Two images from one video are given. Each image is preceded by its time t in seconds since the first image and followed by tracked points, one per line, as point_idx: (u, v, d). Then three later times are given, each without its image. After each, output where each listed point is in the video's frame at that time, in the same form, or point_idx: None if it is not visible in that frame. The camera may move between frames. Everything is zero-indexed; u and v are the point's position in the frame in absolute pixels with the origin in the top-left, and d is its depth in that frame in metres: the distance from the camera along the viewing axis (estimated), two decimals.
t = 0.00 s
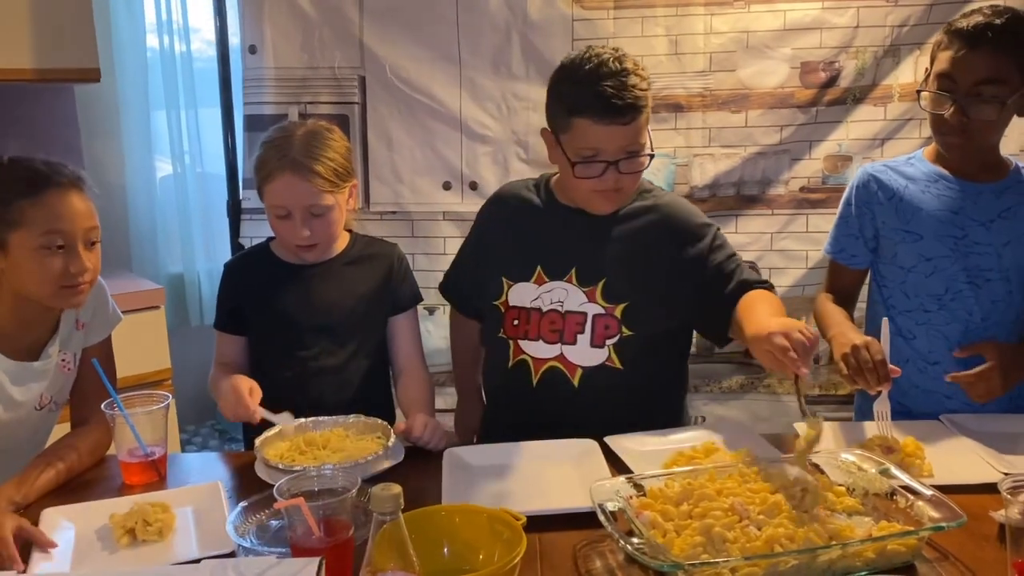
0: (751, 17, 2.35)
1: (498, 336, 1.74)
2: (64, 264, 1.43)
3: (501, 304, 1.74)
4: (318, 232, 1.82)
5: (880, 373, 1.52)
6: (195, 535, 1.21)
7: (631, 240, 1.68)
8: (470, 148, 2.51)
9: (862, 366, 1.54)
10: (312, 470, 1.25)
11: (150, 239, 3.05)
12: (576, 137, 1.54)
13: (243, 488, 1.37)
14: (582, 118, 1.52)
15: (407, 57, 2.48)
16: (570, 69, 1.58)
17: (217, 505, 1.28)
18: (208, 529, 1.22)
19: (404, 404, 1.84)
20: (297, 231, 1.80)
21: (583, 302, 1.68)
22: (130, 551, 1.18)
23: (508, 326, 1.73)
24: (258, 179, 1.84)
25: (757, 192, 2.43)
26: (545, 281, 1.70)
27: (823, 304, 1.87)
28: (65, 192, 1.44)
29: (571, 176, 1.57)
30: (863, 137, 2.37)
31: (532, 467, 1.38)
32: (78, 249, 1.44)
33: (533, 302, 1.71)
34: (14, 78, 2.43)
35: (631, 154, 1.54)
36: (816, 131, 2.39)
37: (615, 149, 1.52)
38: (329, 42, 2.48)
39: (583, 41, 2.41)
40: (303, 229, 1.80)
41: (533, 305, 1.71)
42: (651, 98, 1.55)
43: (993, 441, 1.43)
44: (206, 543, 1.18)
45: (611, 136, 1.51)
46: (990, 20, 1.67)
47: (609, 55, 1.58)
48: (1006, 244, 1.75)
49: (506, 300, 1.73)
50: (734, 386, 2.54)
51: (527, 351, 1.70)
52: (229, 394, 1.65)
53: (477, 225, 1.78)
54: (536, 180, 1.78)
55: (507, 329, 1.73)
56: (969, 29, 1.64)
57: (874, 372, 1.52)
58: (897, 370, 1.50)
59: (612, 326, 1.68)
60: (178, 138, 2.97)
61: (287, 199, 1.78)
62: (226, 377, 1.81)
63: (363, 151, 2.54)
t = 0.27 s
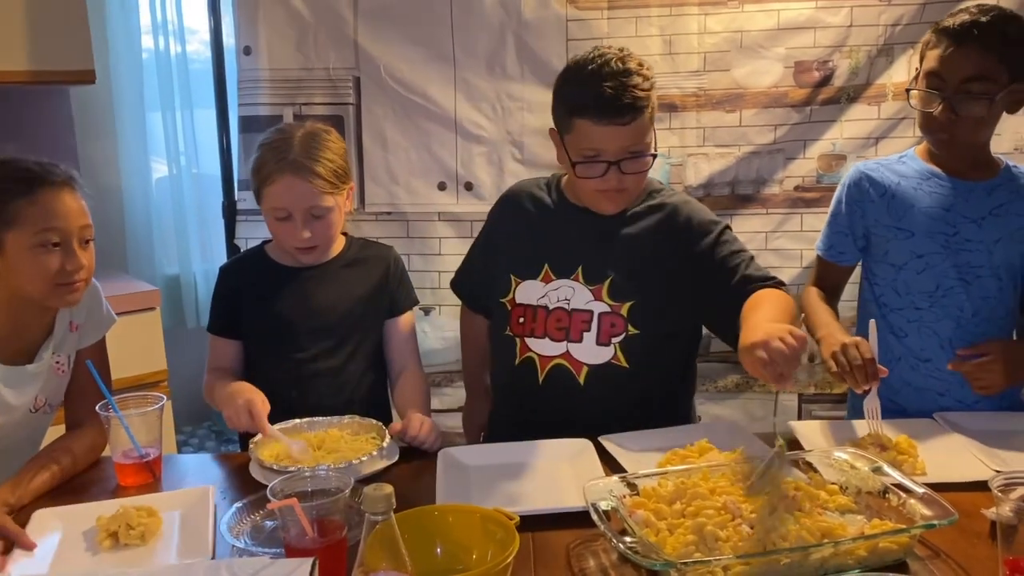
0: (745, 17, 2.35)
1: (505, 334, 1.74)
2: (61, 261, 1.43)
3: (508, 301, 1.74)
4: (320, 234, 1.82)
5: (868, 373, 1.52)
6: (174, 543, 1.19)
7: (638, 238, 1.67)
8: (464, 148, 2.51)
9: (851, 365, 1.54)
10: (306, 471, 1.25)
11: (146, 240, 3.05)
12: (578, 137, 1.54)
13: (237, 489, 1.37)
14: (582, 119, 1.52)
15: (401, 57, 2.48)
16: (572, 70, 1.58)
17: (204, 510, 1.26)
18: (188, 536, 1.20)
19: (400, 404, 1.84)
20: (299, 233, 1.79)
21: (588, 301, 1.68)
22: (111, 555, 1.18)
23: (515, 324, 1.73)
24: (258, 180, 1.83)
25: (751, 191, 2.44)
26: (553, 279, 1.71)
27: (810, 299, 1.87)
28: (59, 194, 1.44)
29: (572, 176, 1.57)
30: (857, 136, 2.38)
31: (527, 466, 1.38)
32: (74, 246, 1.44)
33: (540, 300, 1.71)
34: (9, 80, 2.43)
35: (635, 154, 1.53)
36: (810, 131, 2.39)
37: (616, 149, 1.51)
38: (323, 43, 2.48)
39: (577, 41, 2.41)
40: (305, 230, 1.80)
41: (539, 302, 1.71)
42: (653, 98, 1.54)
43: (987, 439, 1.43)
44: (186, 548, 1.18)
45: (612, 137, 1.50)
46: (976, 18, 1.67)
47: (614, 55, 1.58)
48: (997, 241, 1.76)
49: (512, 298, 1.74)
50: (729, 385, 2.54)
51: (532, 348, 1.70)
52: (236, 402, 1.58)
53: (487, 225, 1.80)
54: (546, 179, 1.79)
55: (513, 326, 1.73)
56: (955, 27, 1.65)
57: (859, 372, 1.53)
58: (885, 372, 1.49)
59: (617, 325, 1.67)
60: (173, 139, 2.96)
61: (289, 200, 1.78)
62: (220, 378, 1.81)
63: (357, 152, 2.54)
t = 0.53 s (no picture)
0: (741, 16, 2.35)
1: (505, 333, 1.76)
2: (56, 259, 1.43)
3: (509, 300, 1.75)
4: (331, 229, 1.82)
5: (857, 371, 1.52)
6: (165, 545, 1.19)
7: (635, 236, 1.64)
8: (462, 147, 2.51)
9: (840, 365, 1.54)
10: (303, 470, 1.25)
11: (144, 240, 3.06)
12: (573, 138, 1.54)
13: (235, 488, 1.37)
14: (578, 119, 1.52)
15: (398, 56, 2.48)
16: (569, 72, 1.58)
17: (197, 513, 1.25)
18: (179, 537, 1.20)
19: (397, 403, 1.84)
20: (313, 228, 1.79)
21: (584, 300, 1.67)
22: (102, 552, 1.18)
23: (514, 323, 1.74)
24: (264, 180, 1.82)
25: (748, 190, 2.44)
26: (551, 279, 1.71)
27: (803, 296, 1.87)
28: (54, 193, 1.44)
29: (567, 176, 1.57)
30: (854, 134, 2.38)
31: (525, 464, 1.38)
32: (69, 244, 1.44)
33: (539, 298, 1.71)
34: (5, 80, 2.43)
35: (631, 154, 1.52)
36: (807, 129, 2.39)
37: (614, 149, 1.51)
38: (320, 42, 2.48)
39: (573, 40, 2.41)
40: (320, 225, 1.80)
41: (538, 301, 1.72)
42: (649, 96, 1.53)
43: (983, 436, 1.43)
44: (174, 551, 1.17)
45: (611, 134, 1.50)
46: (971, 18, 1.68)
47: (612, 55, 1.58)
48: (993, 239, 1.76)
49: (513, 296, 1.75)
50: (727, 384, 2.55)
51: (532, 346, 1.70)
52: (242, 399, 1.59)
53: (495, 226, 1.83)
54: (553, 179, 1.79)
55: (513, 326, 1.74)
56: (949, 28, 1.65)
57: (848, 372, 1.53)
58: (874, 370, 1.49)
59: (613, 324, 1.65)
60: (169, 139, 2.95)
61: (301, 194, 1.78)
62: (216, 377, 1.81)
63: (354, 152, 2.54)
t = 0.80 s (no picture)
0: (742, 13, 2.35)
1: (507, 332, 1.77)
2: (56, 255, 1.43)
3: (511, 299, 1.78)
4: (337, 221, 1.83)
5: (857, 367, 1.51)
6: (154, 546, 1.18)
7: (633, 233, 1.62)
8: (462, 144, 2.51)
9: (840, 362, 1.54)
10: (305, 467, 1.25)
11: (142, 239, 3.05)
12: (571, 138, 1.53)
13: (236, 486, 1.37)
14: (574, 121, 1.51)
15: (398, 54, 2.47)
16: (568, 70, 1.57)
17: (189, 514, 1.24)
18: (168, 538, 1.19)
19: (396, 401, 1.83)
20: (320, 221, 1.80)
21: (581, 299, 1.67)
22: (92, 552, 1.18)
23: (515, 322, 1.75)
24: (266, 175, 1.82)
25: (749, 187, 2.44)
26: (550, 277, 1.71)
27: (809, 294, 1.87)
28: (53, 189, 1.43)
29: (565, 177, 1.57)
30: (854, 131, 2.38)
31: (527, 461, 1.38)
32: (68, 240, 1.44)
33: (536, 298, 1.72)
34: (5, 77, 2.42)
35: (629, 156, 1.52)
36: (807, 126, 2.39)
37: (611, 151, 1.51)
38: (319, 39, 2.47)
39: (573, 37, 2.40)
40: (328, 217, 1.80)
41: (535, 301, 1.73)
42: (649, 96, 1.52)
43: (984, 432, 1.43)
44: (162, 551, 1.16)
45: (599, 138, 1.50)
46: (970, 19, 1.67)
47: (613, 52, 1.56)
48: (993, 235, 1.76)
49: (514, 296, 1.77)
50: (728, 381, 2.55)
51: (529, 346, 1.72)
52: (229, 401, 1.57)
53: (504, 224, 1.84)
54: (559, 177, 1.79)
55: (513, 325, 1.75)
56: (951, 32, 1.64)
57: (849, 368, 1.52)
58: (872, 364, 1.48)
59: (608, 324, 1.65)
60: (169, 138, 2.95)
61: (306, 187, 1.78)
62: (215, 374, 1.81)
63: (354, 149, 2.53)
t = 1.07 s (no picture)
0: (743, 11, 2.35)
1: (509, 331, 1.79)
2: (57, 252, 1.42)
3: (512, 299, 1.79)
4: (338, 211, 1.83)
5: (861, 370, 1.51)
6: (161, 544, 1.18)
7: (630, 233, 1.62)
8: (462, 142, 2.51)
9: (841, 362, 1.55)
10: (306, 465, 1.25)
11: (141, 237, 3.04)
12: (566, 143, 1.53)
13: (237, 484, 1.37)
14: (568, 125, 1.51)
15: (398, 52, 2.47)
16: (565, 73, 1.56)
17: (194, 515, 1.24)
18: (175, 537, 1.19)
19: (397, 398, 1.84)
20: (320, 209, 1.79)
21: (577, 301, 1.67)
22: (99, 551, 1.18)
23: (517, 323, 1.76)
24: (266, 169, 1.83)
25: (749, 185, 2.44)
26: (548, 278, 1.72)
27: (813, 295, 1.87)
28: (55, 186, 1.43)
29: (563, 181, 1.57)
30: (854, 130, 2.38)
31: (528, 459, 1.38)
32: (70, 238, 1.43)
33: (534, 298, 1.73)
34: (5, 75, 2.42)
35: (626, 159, 1.52)
36: (808, 124, 2.39)
37: (606, 155, 1.50)
38: (319, 37, 2.47)
39: (574, 35, 2.40)
40: (328, 206, 1.80)
41: (533, 302, 1.73)
42: (645, 96, 1.52)
43: (985, 430, 1.43)
44: (171, 549, 1.16)
45: (595, 142, 1.49)
46: (974, 20, 1.67)
47: (609, 54, 1.56)
48: (993, 233, 1.76)
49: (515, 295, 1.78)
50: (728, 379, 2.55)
51: (528, 347, 1.73)
52: (226, 396, 1.58)
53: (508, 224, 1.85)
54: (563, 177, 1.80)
55: (516, 325, 1.76)
56: (955, 33, 1.64)
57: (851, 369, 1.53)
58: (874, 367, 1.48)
59: (604, 325, 1.65)
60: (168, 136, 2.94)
61: (304, 175, 1.79)
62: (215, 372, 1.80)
63: (354, 148, 2.53)
